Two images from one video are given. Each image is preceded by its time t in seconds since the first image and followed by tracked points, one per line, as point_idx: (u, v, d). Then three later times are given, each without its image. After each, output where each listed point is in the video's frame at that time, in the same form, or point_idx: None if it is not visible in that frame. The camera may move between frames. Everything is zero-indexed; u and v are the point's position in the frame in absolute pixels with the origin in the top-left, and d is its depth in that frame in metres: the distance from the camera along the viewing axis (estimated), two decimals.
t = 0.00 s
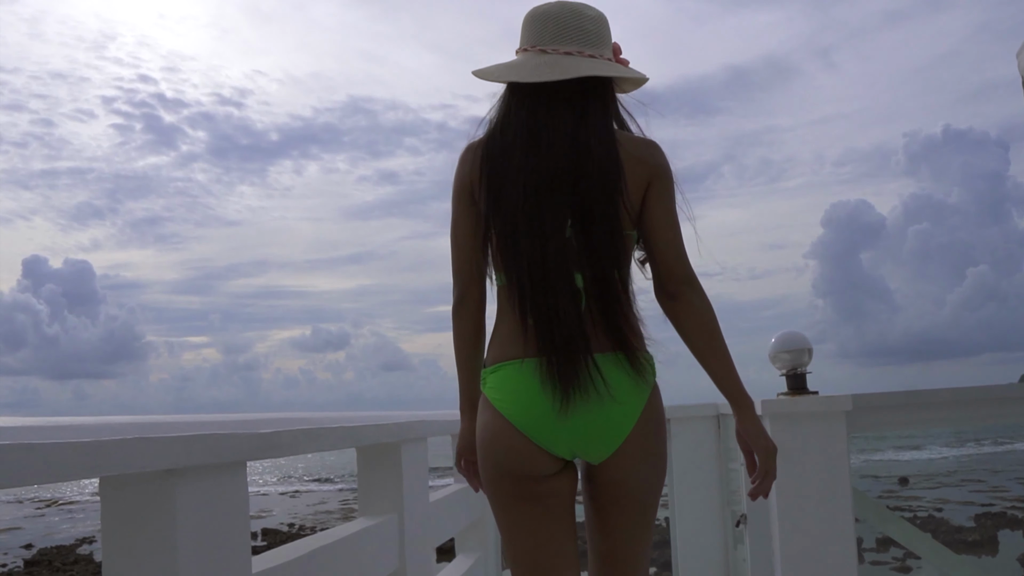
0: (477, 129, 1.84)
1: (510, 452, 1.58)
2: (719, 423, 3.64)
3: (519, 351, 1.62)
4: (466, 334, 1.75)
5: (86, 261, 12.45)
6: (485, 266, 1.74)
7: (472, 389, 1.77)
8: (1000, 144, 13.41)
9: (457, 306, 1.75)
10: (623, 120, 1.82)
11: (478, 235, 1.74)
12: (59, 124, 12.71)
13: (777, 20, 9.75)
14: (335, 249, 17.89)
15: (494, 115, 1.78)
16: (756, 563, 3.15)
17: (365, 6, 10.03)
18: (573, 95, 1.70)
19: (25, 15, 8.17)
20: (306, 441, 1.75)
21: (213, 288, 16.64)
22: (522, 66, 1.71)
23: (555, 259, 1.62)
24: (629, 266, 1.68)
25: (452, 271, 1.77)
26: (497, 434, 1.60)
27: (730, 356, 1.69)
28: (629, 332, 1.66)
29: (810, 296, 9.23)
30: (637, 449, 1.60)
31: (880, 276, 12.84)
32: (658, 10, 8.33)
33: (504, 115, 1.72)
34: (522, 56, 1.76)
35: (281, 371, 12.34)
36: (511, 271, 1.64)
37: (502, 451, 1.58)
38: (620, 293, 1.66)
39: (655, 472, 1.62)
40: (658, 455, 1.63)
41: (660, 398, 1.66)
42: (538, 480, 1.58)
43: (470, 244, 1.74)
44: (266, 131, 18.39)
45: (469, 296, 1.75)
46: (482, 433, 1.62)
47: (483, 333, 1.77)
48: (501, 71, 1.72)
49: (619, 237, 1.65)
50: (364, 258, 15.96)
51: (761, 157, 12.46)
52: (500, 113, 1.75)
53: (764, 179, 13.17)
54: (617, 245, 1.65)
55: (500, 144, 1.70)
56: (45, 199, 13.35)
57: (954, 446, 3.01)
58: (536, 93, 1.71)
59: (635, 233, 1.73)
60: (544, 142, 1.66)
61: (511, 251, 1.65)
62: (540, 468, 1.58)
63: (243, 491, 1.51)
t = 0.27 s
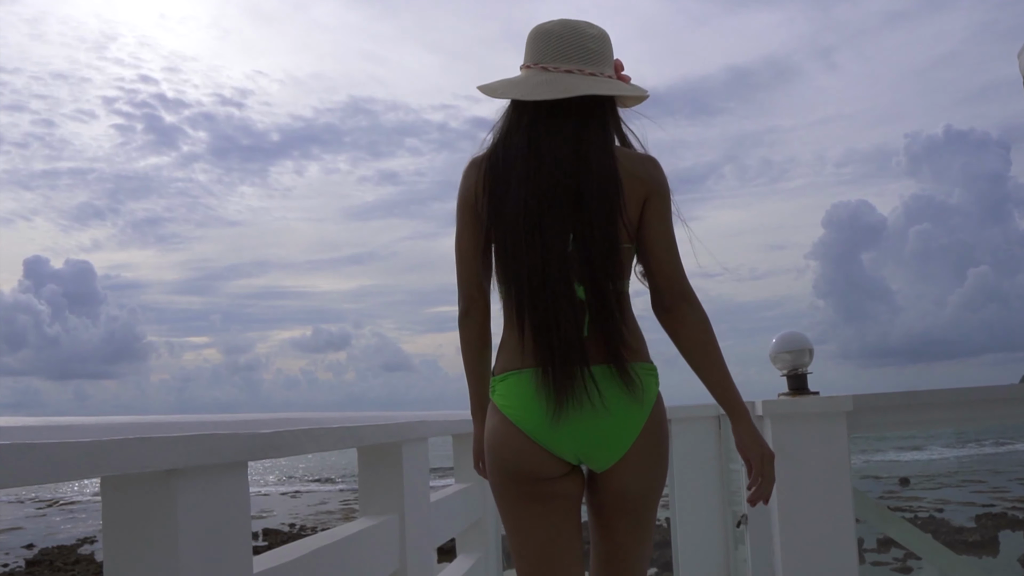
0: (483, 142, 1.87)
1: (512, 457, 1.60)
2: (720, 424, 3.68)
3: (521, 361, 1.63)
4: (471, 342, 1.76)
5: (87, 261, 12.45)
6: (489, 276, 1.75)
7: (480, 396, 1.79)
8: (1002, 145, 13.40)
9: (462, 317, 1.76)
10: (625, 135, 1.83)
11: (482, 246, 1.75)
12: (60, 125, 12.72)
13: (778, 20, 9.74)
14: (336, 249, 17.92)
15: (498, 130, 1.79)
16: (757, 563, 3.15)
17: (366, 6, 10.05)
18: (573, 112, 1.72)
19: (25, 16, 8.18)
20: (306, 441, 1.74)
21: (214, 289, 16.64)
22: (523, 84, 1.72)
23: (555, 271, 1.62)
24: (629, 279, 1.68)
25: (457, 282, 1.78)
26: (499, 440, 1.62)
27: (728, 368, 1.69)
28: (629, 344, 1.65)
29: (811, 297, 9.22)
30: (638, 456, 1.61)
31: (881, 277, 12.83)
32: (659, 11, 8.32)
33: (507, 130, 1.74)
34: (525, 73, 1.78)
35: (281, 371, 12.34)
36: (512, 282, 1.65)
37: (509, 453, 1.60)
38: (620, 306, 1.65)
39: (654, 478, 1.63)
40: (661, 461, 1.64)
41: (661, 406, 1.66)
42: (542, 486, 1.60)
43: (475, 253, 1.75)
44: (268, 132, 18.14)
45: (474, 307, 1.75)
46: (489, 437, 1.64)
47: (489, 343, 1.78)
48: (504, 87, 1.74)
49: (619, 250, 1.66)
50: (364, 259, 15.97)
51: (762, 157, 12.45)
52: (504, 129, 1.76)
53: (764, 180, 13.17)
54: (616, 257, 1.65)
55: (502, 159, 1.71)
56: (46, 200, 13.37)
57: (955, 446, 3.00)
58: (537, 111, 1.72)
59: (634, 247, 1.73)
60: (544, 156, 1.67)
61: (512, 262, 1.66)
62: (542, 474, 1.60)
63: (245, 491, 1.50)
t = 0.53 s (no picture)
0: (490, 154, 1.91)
1: (516, 460, 1.64)
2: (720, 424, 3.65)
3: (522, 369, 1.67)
4: (479, 348, 1.81)
5: (88, 261, 12.44)
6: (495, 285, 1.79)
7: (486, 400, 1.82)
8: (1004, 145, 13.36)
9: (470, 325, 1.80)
10: (624, 146, 1.87)
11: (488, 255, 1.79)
12: (60, 124, 12.71)
13: (779, 20, 9.72)
14: (337, 249, 17.96)
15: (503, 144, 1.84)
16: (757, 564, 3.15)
17: (367, 6, 10.02)
18: (574, 126, 1.76)
19: (27, 15, 8.18)
20: (308, 440, 1.74)
21: (215, 288, 16.64)
22: (527, 98, 1.77)
23: (556, 282, 1.66)
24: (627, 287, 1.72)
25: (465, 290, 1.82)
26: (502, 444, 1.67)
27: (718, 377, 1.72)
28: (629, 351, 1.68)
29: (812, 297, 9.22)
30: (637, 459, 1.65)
31: (883, 277, 12.82)
32: (660, 10, 8.30)
33: (511, 144, 1.78)
34: (530, 87, 1.83)
35: (282, 371, 12.33)
36: (514, 290, 1.69)
37: (513, 456, 1.64)
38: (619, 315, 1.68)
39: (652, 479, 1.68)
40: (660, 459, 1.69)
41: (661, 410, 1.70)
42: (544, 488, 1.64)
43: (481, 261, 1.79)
44: (268, 132, 18.25)
45: (482, 316, 1.79)
46: (495, 440, 1.68)
47: (495, 351, 1.82)
48: (509, 101, 1.78)
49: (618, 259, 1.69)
50: (366, 258, 15.97)
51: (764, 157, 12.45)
52: (509, 143, 1.80)
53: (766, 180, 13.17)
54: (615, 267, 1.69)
55: (506, 172, 1.75)
56: (47, 200, 13.36)
57: (957, 447, 3.00)
58: (540, 125, 1.76)
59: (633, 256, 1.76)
60: (546, 168, 1.71)
61: (514, 271, 1.69)
62: (546, 476, 1.64)
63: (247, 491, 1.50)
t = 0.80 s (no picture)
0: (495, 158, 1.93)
1: (521, 456, 1.65)
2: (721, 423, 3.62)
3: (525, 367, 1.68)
4: (485, 349, 1.78)
5: (88, 261, 12.41)
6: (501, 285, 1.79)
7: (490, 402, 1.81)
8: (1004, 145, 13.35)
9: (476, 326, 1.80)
10: (625, 149, 1.89)
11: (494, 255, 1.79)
12: (60, 124, 12.66)
13: (779, 20, 9.71)
14: (338, 248, 18.01)
15: (508, 150, 1.85)
16: (756, 563, 3.10)
17: (368, 5, 10.01)
18: (577, 130, 1.78)
19: (27, 15, 8.19)
20: (307, 440, 1.74)
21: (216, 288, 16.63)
22: (533, 103, 1.78)
23: (558, 282, 1.68)
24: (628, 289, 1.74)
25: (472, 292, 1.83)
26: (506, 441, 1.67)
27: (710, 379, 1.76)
28: (629, 351, 1.70)
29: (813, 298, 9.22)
30: (639, 453, 1.67)
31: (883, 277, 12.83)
32: (660, 11, 8.28)
33: (516, 149, 1.79)
34: (533, 92, 1.85)
35: (282, 371, 12.33)
36: (518, 289, 1.70)
37: (518, 454, 1.65)
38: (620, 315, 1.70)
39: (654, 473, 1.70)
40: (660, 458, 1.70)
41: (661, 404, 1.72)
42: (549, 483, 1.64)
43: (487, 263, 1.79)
44: (268, 131, 17.86)
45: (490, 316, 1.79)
46: (500, 439, 1.69)
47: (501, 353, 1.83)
48: (514, 107, 1.80)
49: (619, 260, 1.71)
50: (366, 259, 16.01)
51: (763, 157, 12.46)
52: (513, 148, 1.81)
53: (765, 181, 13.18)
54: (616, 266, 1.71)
55: (512, 174, 1.76)
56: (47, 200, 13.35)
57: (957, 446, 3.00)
58: (544, 130, 1.78)
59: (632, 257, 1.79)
60: (550, 171, 1.73)
61: (518, 270, 1.70)
62: (552, 473, 1.64)
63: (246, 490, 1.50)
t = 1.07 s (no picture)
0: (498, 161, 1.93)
1: (525, 453, 1.66)
2: (721, 423, 3.62)
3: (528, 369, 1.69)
4: (488, 348, 1.77)
5: (87, 260, 12.39)
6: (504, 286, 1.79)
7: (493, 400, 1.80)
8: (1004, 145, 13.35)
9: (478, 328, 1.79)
10: (628, 155, 1.89)
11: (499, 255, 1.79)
12: (60, 123, 12.64)
13: (779, 19, 9.70)
14: (338, 248, 18.01)
15: (512, 152, 1.85)
16: (756, 564, 3.09)
17: (368, 5, 10.01)
18: (581, 133, 1.79)
19: (26, 15, 8.20)
20: (307, 441, 1.74)
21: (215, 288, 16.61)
22: (537, 107, 1.78)
23: (561, 285, 1.70)
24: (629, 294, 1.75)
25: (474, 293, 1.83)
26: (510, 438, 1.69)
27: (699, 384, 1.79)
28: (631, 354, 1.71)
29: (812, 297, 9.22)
30: (640, 451, 1.68)
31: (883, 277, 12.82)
32: (660, 10, 8.29)
33: (520, 151, 1.80)
34: (536, 97, 1.83)
35: (282, 371, 12.31)
36: (522, 291, 1.71)
37: (521, 455, 1.66)
38: (621, 319, 1.71)
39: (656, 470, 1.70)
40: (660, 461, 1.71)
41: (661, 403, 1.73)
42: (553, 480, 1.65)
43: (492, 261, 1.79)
44: (268, 131, 18.02)
45: (492, 318, 1.78)
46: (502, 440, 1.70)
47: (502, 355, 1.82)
48: (518, 110, 1.78)
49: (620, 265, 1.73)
50: (366, 258, 16.00)
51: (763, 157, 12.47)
52: (518, 150, 1.82)
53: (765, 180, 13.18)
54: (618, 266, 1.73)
55: (516, 174, 1.77)
56: (46, 199, 13.31)
57: (957, 446, 3.00)
58: (549, 132, 1.79)
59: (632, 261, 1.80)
60: (554, 172, 1.75)
61: (522, 270, 1.72)
62: (557, 471, 1.65)
63: (247, 491, 1.49)
